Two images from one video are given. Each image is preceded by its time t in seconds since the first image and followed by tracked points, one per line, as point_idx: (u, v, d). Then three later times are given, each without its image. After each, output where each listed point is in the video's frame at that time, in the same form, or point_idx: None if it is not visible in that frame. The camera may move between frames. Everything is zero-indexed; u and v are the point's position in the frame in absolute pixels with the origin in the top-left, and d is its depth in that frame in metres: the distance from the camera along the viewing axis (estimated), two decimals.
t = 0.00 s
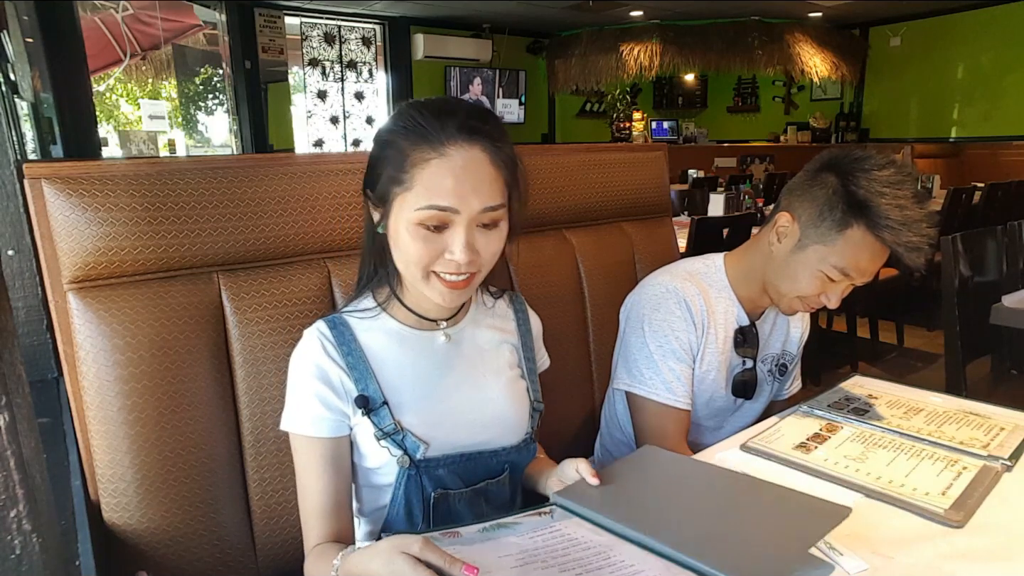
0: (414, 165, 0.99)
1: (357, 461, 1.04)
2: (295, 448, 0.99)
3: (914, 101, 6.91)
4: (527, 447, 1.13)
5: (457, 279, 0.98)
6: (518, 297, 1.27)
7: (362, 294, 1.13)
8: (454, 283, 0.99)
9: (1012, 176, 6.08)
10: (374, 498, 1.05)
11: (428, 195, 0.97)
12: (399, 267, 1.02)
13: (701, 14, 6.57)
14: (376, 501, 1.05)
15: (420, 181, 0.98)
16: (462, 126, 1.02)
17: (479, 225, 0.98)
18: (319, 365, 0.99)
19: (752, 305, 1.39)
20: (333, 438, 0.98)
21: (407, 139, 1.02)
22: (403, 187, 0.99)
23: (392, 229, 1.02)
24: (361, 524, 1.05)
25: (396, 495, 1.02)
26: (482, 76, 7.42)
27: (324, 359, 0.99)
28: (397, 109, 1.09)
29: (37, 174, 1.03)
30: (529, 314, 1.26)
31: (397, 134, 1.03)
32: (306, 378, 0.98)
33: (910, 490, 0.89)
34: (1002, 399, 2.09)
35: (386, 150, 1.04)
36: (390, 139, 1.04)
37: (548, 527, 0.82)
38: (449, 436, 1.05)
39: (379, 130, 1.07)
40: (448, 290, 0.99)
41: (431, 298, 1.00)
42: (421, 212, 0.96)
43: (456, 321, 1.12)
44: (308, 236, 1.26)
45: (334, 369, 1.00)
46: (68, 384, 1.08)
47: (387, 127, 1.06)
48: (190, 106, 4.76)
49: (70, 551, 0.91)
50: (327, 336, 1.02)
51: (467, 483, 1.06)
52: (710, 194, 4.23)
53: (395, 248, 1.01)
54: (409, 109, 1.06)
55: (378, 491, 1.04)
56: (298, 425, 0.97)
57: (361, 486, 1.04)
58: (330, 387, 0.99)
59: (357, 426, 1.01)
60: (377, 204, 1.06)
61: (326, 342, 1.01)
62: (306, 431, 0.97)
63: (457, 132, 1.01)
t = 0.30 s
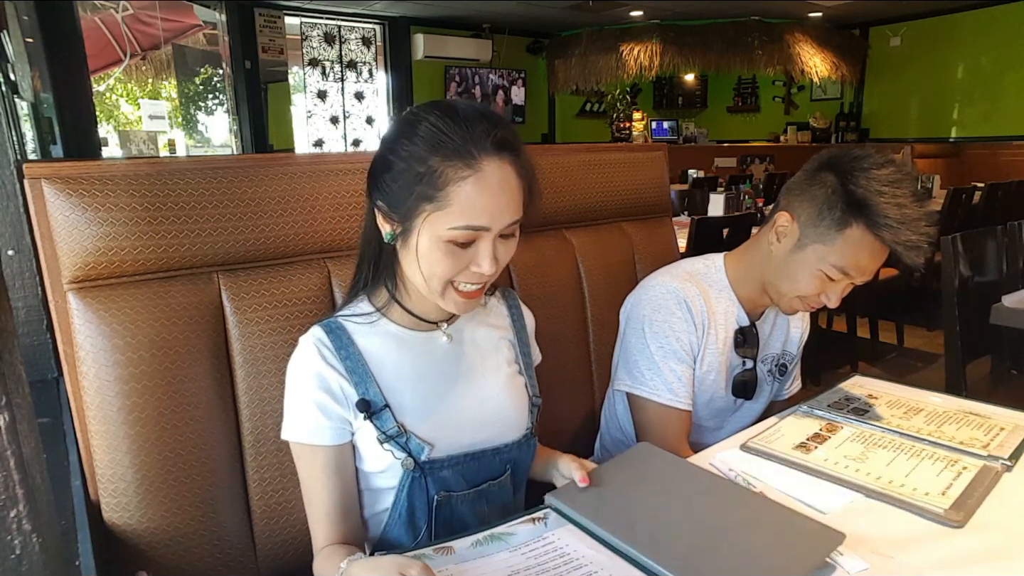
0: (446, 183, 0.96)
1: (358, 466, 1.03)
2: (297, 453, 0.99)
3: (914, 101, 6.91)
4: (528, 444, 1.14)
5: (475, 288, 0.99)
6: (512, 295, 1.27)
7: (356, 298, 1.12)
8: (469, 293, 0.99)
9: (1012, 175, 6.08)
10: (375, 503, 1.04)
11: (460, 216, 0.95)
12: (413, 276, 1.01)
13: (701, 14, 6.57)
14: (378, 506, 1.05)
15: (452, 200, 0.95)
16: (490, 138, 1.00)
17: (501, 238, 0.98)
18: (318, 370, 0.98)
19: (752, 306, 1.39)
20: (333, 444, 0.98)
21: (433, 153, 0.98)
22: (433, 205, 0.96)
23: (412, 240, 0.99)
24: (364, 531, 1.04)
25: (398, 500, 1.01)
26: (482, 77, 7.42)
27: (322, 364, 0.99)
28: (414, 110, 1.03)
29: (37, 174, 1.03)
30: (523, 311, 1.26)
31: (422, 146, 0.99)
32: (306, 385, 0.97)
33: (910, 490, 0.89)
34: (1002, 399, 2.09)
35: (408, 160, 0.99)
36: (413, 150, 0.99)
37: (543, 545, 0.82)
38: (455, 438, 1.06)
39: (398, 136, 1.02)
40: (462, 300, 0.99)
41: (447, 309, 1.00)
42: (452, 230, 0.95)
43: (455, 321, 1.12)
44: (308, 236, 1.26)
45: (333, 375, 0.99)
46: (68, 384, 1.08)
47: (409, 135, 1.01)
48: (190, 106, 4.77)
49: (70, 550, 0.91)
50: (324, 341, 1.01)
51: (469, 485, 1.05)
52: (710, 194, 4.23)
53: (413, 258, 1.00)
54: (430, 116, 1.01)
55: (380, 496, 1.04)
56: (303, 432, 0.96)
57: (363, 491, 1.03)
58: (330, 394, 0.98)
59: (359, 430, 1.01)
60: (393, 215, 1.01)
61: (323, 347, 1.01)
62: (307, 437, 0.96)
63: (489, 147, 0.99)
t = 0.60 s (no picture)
0: (454, 192, 0.95)
1: (361, 468, 1.03)
2: (300, 454, 0.98)
3: (914, 101, 6.91)
4: (530, 446, 1.14)
5: (476, 300, 0.99)
6: (514, 295, 1.27)
7: (358, 299, 1.12)
8: (468, 305, 0.99)
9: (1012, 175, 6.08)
10: (378, 504, 1.04)
11: (464, 225, 0.94)
12: (415, 282, 1.01)
13: (701, 15, 6.57)
14: (380, 507, 1.05)
15: (458, 210, 0.95)
16: (502, 149, 0.99)
17: (508, 251, 0.97)
18: (319, 372, 0.98)
19: (750, 305, 1.39)
20: (335, 446, 0.98)
21: (444, 159, 0.98)
22: (439, 212, 0.96)
23: (415, 247, 0.99)
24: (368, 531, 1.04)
25: (400, 502, 1.01)
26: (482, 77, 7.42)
27: (324, 366, 0.98)
28: (430, 117, 1.04)
29: (37, 174, 1.03)
30: (524, 310, 1.26)
31: (433, 152, 0.99)
32: (307, 387, 0.97)
33: (910, 490, 0.89)
34: (1003, 399, 2.09)
35: (420, 167, 0.99)
36: (424, 156, 1.00)
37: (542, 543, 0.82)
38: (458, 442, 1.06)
39: (411, 140, 1.03)
40: (463, 311, 0.99)
41: (447, 318, 1.00)
42: (455, 240, 0.94)
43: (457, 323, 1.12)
44: (307, 236, 1.26)
45: (335, 377, 0.99)
46: (68, 384, 1.08)
47: (421, 141, 1.02)
48: (190, 106, 4.77)
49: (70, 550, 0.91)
50: (326, 342, 1.01)
51: (471, 487, 1.06)
52: (710, 194, 4.23)
53: (415, 264, 1.00)
54: (444, 123, 1.02)
55: (382, 497, 1.04)
56: (305, 435, 0.96)
57: (364, 492, 1.03)
58: (331, 396, 0.98)
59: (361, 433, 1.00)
60: (399, 220, 1.02)
61: (325, 349, 1.00)
62: (307, 439, 0.96)
63: (501, 157, 0.98)
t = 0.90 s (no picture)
0: (433, 188, 0.95)
1: (367, 464, 1.02)
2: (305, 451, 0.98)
3: (914, 101, 6.91)
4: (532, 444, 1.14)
5: (468, 293, 0.99)
6: (517, 293, 1.27)
7: (363, 296, 1.12)
8: (463, 297, 1.00)
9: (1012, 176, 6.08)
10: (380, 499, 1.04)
11: (446, 221, 0.94)
12: (408, 278, 1.02)
13: (701, 15, 6.57)
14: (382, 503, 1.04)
15: (438, 205, 0.95)
16: (483, 143, 0.99)
17: (495, 243, 0.96)
18: (323, 366, 0.98)
19: (749, 305, 1.39)
20: (342, 438, 0.97)
21: (423, 157, 0.98)
22: (421, 208, 0.96)
23: (403, 243, 1.00)
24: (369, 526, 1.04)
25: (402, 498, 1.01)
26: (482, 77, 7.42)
27: (328, 360, 0.99)
28: (413, 114, 1.04)
29: (37, 174, 1.03)
30: (528, 309, 1.26)
31: (414, 151, 0.99)
32: (312, 380, 0.97)
33: (910, 491, 0.89)
34: (1003, 399, 2.09)
35: (401, 165, 1.00)
36: (405, 155, 1.00)
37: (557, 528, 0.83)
38: (470, 437, 1.04)
39: (394, 137, 1.03)
40: (456, 303, 1.00)
41: (441, 311, 1.01)
42: (438, 235, 0.94)
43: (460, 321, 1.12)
44: (307, 236, 1.26)
45: (339, 371, 0.99)
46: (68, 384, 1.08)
47: (404, 139, 1.01)
48: (190, 106, 4.77)
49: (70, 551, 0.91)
50: (331, 337, 1.01)
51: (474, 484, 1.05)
52: (710, 194, 4.23)
53: (406, 260, 1.00)
54: (425, 121, 1.02)
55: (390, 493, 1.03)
56: (310, 427, 0.95)
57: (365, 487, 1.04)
58: (336, 388, 0.98)
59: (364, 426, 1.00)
60: (385, 218, 1.03)
61: (330, 344, 1.01)
62: (314, 430, 0.95)
63: (478, 150, 0.97)
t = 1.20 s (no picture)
0: (418, 182, 0.96)
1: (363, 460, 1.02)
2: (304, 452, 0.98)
3: (914, 101, 6.91)
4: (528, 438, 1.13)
5: (460, 284, 0.99)
6: (507, 290, 1.27)
7: (355, 298, 1.12)
8: (455, 289, 0.99)
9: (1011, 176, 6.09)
10: (380, 498, 1.04)
11: (431, 213, 0.94)
12: (398, 272, 1.01)
13: (700, 15, 6.57)
14: (383, 501, 1.04)
15: (423, 199, 0.95)
16: (458, 133, 1.00)
17: (481, 232, 0.97)
18: (320, 367, 0.99)
19: (749, 305, 1.39)
20: (339, 438, 0.98)
21: (404, 154, 0.98)
22: (407, 205, 0.96)
23: (393, 242, 1.00)
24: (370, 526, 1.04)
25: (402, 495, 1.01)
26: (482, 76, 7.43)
27: (323, 360, 0.99)
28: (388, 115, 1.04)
29: (37, 174, 1.03)
30: (518, 308, 1.26)
31: (395, 149, 0.99)
32: (308, 380, 0.98)
33: (911, 491, 0.89)
34: (1003, 398, 2.09)
35: (382, 163, 1.00)
36: (387, 154, 1.00)
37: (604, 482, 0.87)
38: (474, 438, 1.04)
39: (373, 140, 1.03)
40: (449, 295, 0.99)
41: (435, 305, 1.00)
42: (426, 228, 0.94)
43: (451, 317, 1.12)
44: (308, 236, 1.26)
45: (335, 370, 0.99)
46: (68, 384, 1.08)
47: (383, 140, 1.01)
48: (190, 106, 4.77)
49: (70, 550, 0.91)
50: (324, 338, 1.02)
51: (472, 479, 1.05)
52: (710, 194, 4.24)
53: (396, 257, 1.00)
54: (401, 119, 1.02)
55: (385, 491, 1.03)
56: (311, 428, 0.96)
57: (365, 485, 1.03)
58: (332, 388, 0.98)
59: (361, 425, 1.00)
60: (373, 218, 1.02)
61: (324, 344, 1.01)
62: (308, 432, 0.96)
63: (456, 142, 0.98)
